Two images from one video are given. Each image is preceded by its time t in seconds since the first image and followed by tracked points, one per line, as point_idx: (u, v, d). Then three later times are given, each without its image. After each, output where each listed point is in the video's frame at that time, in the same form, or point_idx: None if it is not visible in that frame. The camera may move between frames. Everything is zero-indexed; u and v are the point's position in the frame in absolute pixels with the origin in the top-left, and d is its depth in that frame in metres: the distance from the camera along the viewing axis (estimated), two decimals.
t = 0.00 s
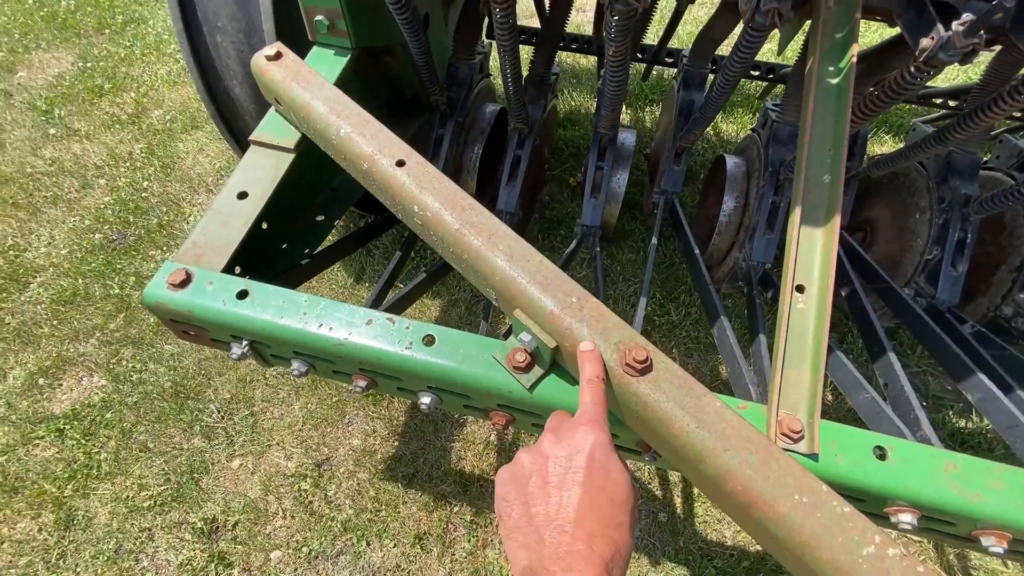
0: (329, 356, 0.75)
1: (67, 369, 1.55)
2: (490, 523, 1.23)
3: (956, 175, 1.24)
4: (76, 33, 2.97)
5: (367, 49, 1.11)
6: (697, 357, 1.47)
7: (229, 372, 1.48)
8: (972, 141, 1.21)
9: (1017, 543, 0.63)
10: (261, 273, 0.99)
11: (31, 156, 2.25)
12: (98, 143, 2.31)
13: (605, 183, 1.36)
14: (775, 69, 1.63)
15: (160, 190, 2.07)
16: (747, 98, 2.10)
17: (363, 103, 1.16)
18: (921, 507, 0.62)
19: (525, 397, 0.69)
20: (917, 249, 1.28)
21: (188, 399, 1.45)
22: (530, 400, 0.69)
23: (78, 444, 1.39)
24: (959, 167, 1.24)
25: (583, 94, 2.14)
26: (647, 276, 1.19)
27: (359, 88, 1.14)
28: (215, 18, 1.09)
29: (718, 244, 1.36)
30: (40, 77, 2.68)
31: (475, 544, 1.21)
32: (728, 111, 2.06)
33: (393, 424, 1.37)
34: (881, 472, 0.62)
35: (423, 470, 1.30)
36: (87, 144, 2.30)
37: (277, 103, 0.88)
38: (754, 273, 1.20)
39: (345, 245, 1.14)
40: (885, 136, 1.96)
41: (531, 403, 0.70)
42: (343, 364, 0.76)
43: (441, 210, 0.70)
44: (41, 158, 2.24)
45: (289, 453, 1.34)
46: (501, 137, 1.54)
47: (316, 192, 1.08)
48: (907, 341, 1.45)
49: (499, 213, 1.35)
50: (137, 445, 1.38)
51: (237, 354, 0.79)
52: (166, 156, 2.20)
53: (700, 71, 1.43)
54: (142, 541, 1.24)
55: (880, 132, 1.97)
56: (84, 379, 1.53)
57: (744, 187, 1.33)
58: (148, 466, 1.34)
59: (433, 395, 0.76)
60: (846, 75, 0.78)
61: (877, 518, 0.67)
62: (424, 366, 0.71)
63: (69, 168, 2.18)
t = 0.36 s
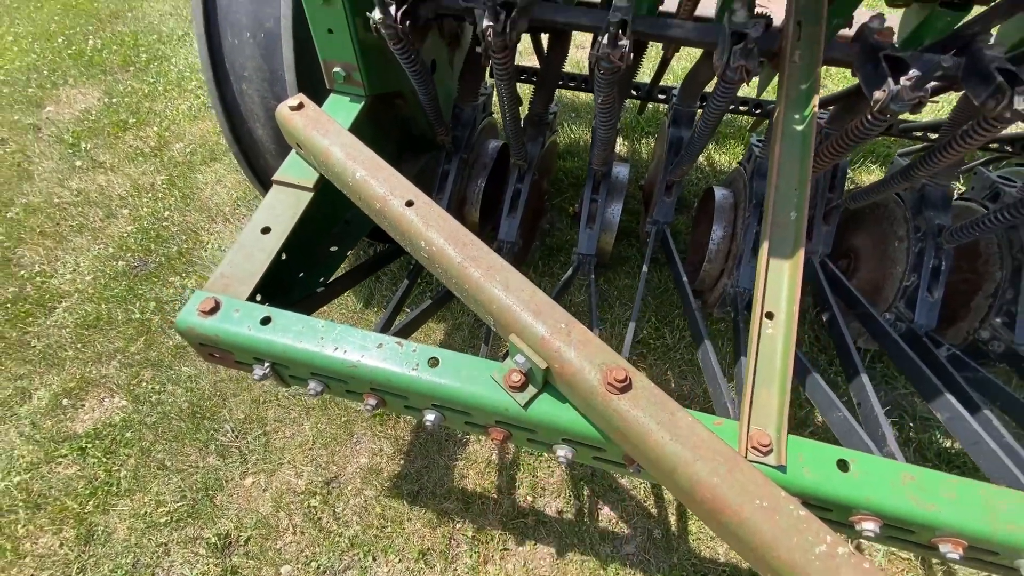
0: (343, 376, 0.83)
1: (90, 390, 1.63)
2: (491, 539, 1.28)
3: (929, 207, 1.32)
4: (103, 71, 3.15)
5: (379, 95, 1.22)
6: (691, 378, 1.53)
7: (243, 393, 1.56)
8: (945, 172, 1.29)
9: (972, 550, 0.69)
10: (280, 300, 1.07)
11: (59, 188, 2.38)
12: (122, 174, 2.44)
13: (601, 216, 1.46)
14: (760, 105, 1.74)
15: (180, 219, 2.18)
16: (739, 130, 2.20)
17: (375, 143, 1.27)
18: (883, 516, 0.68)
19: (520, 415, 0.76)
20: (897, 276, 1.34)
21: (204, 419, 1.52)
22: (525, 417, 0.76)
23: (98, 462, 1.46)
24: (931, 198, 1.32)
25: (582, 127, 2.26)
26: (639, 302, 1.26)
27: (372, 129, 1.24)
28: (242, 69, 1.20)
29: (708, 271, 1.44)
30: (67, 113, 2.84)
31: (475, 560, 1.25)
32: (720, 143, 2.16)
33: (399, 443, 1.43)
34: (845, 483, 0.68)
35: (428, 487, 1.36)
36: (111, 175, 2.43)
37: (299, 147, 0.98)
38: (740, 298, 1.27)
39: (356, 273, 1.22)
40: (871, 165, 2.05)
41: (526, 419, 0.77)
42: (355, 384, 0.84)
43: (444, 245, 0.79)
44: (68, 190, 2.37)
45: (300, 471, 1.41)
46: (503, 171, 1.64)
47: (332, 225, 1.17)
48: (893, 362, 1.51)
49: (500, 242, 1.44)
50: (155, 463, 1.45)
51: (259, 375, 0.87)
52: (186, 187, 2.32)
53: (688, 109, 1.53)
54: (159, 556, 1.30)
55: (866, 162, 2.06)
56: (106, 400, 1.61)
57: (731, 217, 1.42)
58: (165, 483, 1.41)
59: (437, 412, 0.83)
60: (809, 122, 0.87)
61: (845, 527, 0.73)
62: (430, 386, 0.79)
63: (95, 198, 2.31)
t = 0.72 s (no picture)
0: (349, 357, 1.09)
1: (125, 396, 1.87)
2: (470, 513, 1.50)
3: (831, 232, 1.61)
4: (133, 122, 3.52)
5: (382, 147, 1.52)
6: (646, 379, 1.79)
7: (259, 395, 1.81)
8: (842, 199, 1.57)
9: (812, 474, 0.94)
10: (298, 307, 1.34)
11: (95, 224, 2.69)
12: (151, 212, 2.75)
13: (564, 241, 1.75)
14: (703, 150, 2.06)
15: (204, 250, 2.47)
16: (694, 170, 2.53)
17: (377, 183, 1.57)
18: (744, 448, 0.93)
19: (482, 380, 1.02)
20: (808, 288, 1.62)
21: (225, 418, 1.76)
22: (485, 382, 1.02)
23: (133, 456, 1.69)
24: (832, 224, 1.62)
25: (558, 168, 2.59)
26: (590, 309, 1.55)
27: (375, 172, 1.55)
28: (271, 127, 1.51)
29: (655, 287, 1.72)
30: (101, 159, 3.19)
31: (456, 532, 1.47)
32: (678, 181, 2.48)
33: (393, 435, 1.67)
34: (715, 424, 0.94)
35: (417, 471, 1.59)
36: (142, 213, 2.75)
37: (317, 187, 1.27)
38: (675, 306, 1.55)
39: (359, 288, 1.50)
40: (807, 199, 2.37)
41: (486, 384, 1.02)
42: (358, 363, 1.10)
43: (425, 257, 1.07)
44: (104, 225, 2.67)
45: (308, 459, 1.64)
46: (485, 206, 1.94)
47: (343, 247, 1.46)
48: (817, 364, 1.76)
49: (480, 263, 1.73)
50: (182, 455, 1.68)
51: (284, 358, 1.13)
52: (209, 222, 2.63)
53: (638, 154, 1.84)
54: (186, 531, 1.52)
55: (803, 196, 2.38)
56: (139, 404, 1.85)
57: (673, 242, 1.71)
58: (191, 472, 1.64)
59: (421, 384, 1.09)
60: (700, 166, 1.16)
61: (722, 462, 0.98)
62: (415, 361, 1.05)
63: (127, 233, 2.61)
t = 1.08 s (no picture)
0: (318, 327, 1.61)
1: (140, 387, 2.32)
2: (414, 459, 1.98)
3: (679, 241, 2.13)
4: (139, 172, 4.06)
5: (347, 188, 2.07)
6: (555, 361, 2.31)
7: (252, 384, 2.29)
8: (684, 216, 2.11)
9: (616, 387, 1.47)
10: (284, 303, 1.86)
11: (110, 257, 3.18)
12: (158, 247, 3.25)
13: (486, 255, 2.26)
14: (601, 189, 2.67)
15: (204, 276, 2.97)
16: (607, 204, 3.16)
17: (344, 214, 2.12)
18: (571, 370, 1.48)
19: (406, 336, 1.55)
20: (671, 286, 2.13)
21: (224, 401, 2.23)
22: (409, 338, 1.55)
23: (150, 431, 2.13)
24: (680, 236, 2.13)
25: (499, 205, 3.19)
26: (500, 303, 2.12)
27: (342, 207, 2.11)
28: (264, 176, 2.06)
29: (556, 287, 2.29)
30: (111, 204, 3.70)
31: (403, 473, 1.94)
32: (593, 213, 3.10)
33: (357, 407, 2.16)
34: (549, 355, 1.49)
35: (375, 432, 2.07)
36: (150, 248, 3.25)
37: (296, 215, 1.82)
38: (566, 300, 2.10)
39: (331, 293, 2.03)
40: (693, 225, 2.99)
41: (410, 339, 1.56)
42: (325, 332, 1.62)
43: (370, 260, 1.61)
44: (117, 258, 3.17)
45: (290, 428, 2.11)
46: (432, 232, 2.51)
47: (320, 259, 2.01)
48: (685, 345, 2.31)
49: (423, 274, 2.22)
50: (189, 428, 2.13)
51: (273, 331, 1.64)
52: (208, 254, 3.14)
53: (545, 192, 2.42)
54: (193, 481, 1.95)
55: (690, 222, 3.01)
56: (152, 393, 2.29)
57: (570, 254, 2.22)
58: (197, 440, 2.09)
59: (367, 345, 1.62)
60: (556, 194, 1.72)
61: (563, 384, 1.52)
62: (362, 327, 1.58)
63: (138, 264, 3.10)
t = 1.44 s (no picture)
0: (289, 334, 2.04)
1: (131, 406, 2.64)
2: (373, 446, 2.38)
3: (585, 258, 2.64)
4: (118, 222, 4.41)
5: (312, 227, 2.52)
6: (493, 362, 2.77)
7: (231, 396, 2.65)
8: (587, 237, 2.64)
9: (523, 363, 1.96)
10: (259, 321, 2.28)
11: (93, 298, 3.50)
12: (139, 287, 3.59)
13: (431, 277, 2.71)
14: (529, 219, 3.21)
15: (184, 310, 3.32)
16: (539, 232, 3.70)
17: (310, 247, 2.57)
18: (488, 354, 1.96)
19: (359, 336, 2.00)
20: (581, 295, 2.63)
21: (208, 412, 2.58)
22: (362, 337, 2.00)
23: (142, 440, 2.45)
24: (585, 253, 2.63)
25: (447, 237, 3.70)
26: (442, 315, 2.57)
27: (308, 241, 2.56)
28: (241, 219, 2.51)
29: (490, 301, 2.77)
30: (91, 251, 4.03)
31: (365, 458, 2.34)
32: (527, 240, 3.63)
33: (324, 409, 2.55)
34: (470, 344, 1.99)
35: (340, 428, 2.47)
36: (131, 288, 3.58)
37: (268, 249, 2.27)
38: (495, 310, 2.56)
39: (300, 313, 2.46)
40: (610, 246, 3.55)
41: (363, 338, 2.00)
42: (295, 337, 2.05)
43: (329, 278, 2.06)
44: (101, 298, 3.49)
45: (266, 429, 2.48)
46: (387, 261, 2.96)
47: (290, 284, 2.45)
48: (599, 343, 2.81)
49: (377, 295, 2.66)
50: (177, 436, 2.47)
51: (252, 340, 2.06)
52: (186, 291, 3.50)
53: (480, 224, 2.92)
54: (182, 477, 2.29)
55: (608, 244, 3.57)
56: (141, 410, 2.62)
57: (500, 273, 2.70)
58: (184, 444, 2.43)
59: (329, 346, 2.05)
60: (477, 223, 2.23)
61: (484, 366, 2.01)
62: (324, 331, 2.02)
63: (121, 302, 3.43)
